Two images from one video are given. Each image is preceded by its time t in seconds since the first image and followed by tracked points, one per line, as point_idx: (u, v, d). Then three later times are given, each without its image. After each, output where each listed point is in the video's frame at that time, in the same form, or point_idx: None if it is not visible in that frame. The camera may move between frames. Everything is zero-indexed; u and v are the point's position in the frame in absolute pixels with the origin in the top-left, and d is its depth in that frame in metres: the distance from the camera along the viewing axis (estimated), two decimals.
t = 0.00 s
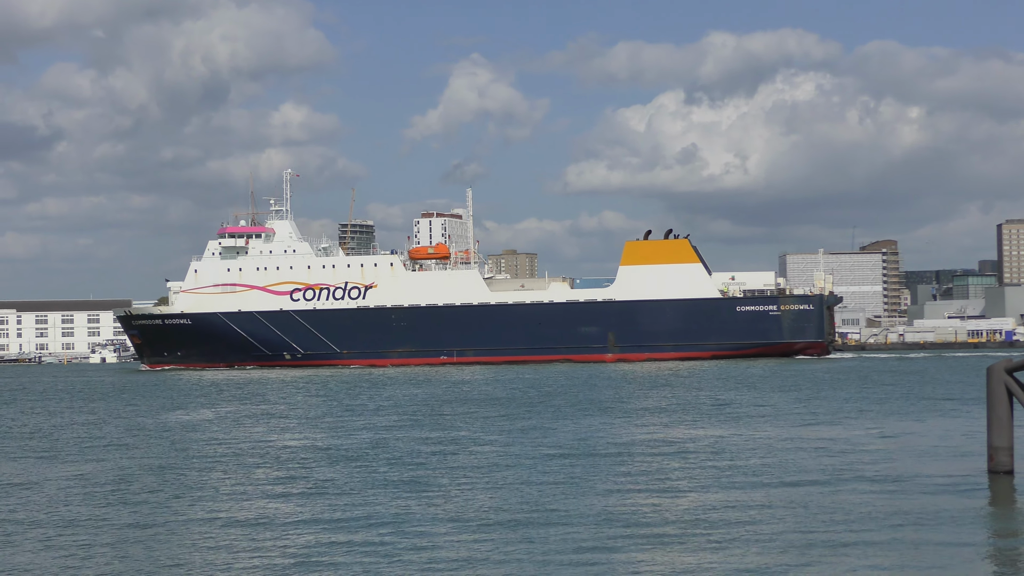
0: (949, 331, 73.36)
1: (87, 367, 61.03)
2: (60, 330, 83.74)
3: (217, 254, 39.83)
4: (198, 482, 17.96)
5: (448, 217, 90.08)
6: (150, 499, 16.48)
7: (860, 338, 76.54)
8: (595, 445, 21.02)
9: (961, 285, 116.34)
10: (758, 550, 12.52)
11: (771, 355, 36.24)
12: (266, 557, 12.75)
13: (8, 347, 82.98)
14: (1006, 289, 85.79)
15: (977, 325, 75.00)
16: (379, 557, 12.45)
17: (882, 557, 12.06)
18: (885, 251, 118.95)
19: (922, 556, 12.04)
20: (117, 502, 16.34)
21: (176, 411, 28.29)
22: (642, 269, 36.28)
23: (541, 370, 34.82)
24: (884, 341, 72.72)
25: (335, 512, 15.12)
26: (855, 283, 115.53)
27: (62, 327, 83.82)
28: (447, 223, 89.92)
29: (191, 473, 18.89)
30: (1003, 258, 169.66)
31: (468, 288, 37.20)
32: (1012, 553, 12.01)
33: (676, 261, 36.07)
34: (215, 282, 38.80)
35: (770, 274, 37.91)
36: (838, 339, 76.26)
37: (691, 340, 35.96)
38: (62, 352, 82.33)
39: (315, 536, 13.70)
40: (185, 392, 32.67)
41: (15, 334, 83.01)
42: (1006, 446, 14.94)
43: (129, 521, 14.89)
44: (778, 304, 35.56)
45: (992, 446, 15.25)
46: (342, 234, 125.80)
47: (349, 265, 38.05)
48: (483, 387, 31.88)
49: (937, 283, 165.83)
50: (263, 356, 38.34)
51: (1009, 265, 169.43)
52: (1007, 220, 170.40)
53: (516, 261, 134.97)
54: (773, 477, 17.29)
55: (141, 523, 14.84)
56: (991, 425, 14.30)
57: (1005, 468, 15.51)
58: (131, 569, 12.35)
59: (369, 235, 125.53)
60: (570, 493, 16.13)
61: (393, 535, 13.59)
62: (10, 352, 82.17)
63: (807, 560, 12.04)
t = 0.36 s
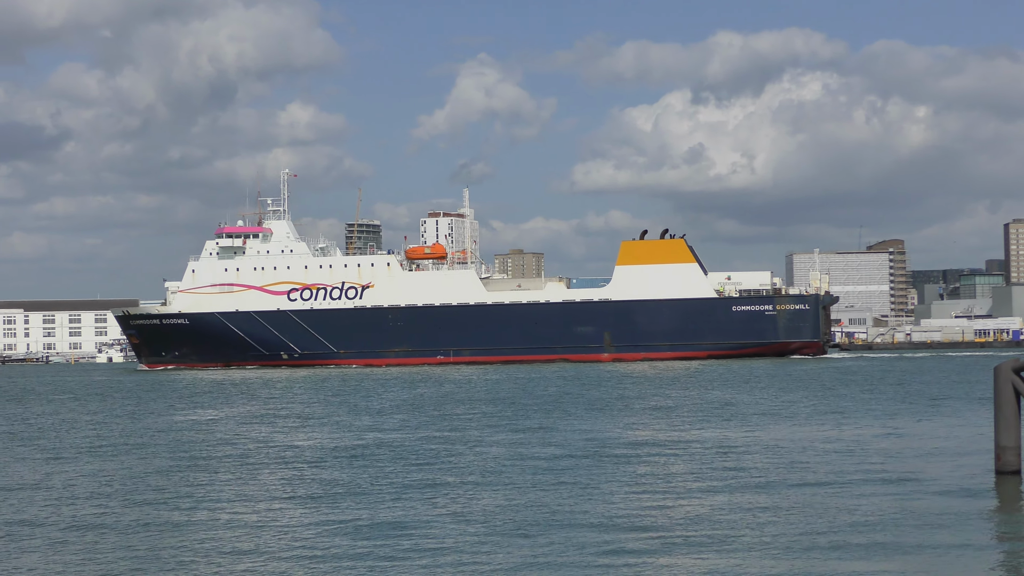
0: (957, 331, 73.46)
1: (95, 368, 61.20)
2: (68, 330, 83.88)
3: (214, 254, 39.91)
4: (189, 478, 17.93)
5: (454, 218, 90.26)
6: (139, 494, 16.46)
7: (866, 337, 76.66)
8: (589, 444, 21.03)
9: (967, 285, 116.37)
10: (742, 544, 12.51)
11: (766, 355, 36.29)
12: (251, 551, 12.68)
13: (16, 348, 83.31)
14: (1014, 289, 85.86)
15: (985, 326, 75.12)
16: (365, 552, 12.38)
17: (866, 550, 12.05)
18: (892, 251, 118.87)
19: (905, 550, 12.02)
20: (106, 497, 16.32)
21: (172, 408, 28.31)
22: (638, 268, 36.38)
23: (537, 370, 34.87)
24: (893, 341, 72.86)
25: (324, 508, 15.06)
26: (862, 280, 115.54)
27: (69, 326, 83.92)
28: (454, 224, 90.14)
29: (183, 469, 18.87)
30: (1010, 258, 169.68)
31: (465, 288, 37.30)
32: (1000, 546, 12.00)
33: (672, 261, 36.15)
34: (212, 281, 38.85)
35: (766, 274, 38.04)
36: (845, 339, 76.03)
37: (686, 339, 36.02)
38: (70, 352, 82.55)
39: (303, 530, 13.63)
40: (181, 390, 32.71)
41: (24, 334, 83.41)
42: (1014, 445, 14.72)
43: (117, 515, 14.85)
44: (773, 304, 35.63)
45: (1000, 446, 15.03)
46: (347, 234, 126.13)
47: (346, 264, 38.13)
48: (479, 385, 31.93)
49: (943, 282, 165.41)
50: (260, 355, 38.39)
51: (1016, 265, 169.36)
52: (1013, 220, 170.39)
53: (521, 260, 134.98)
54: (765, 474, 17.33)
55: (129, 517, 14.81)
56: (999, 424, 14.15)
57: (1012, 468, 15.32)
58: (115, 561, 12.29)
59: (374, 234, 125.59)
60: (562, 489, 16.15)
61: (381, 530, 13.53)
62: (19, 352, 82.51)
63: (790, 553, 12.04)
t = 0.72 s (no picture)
0: (968, 331, 73.50)
1: (107, 366, 61.55)
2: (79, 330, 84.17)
3: (216, 254, 40.05)
4: (189, 477, 18.00)
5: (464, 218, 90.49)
6: (139, 494, 16.54)
7: (877, 335, 76.74)
8: (591, 444, 21.09)
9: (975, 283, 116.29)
10: (737, 544, 12.60)
11: (766, 354, 36.39)
12: (248, 552, 12.72)
13: (29, 348, 83.84)
14: None
15: (996, 324, 75.14)
16: (362, 553, 12.41)
17: (859, 550, 12.17)
18: (904, 248, 119.02)
19: (896, 549, 12.16)
20: (106, 497, 16.41)
21: (175, 408, 28.41)
22: (638, 268, 36.48)
23: (538, 369, 34.97)
24: (903, 340, 72.88)
25: (323, 508, 15.10)
26: (873, 280, 116.18)
27: (81, 326, 84.10)
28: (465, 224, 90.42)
29: (184, 469, 18.95)
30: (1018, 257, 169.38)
31: (465, 287, 37.42)
32: (989, 546, 12.11)
33: (672, 260, 36.26)
34: (214, 281, 38.97)
35: (766, 273, 38.11)
36: (856, 339, 74.57)
37: (687, 338, 36.11)
38: (81, 351, 82.92)
39: (301, 532, 13.67)
40: (183, 390, 32.83)
41: (36, 334, 83.92)
42: None
43: (116, 515, 14.92)
44: (773, 303, 35.73)
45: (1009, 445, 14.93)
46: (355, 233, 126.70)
47: (347, 264, 38.25)
48: (479, 385, 32.04)
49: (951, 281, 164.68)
50: (262, 355, 38.52)
51: None
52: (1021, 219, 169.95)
53: (531, 258, 135.20)
54: (765, 473, 17.42)
55: (128, 517, 14.89)
56: (1011, 421, 14.04)
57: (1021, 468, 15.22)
58: (114, 561, 12.36)
59: (383, 234, 125.98)
60: (563, 488, 16.26)
61: (379, 530, 13.58)
62: (30, 352, 82.98)
63: (784, 553, 12.14)
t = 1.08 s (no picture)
0: (978, 329, 73.52)
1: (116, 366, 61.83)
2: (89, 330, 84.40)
3: (216, 254, 40.14)
4: (186, 478, 18.03)
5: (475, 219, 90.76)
6: (136, 494, 16.59)
7: (887, 334, 76.80)
8: (589, 443, 21.11)
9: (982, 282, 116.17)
10: (731, 544, 12.65)
11: (764, 354, 36.48)
12: (247, 552, 12.79)
13: (39, 347, 84.20)
14: None
15: (1006, 322, 75.15)
16: (357, 554, 12.46)
17: (854, 550, 12.22)
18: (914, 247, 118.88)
19: (887, 548, 12.27)
20: (103, 497, 16.46)
21: (176, 408, 28.48)
22: (637, 268, 36.56)
23: (537, 369, 35.05)
24: (913, 338, 72.86)
25: (322, 509, 15.18)
26: (881, 278, 116.76)
27: (90, 326, 84.26)
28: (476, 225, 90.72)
29: (183, 468, 19.00)
30: None
31: (464, 287, 37.50)
32: (983, 547, 12.17)
33: (670, 260, 36.35)
34: (213, 281, 39.06)
35: (764, 273, 38.16)
36: (867, 339, 73.81)
37: (685, 338, 36.19)
38: (90, 351, 83.19)
39: (299, 533, 13.70)
40: (184, 390, 32.92)
41: (45, 334, 84.26)
42: None
43: (112, 516, 14.96)
44: (771, 302, 35.83)
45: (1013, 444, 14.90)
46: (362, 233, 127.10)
47: (346, 264, 38.34)
48: (478, 384, 32.12)
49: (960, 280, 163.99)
50: (262, 355, 38.61)
51: None
52: None
53: (541, 258, 135.77)
54: (761, 472, 17.50)
55: (128, 516, 14.98)
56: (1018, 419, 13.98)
57: None
58: (115, 562, 12.42)
59: (391, 234, 126.55)
60: (561, 487, 16.34)
61: (377, 531, 13.60)
62: (40, 351, 83.30)
63: (778, 552, 12.18)
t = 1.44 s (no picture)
0: (1001, 327, 73.03)
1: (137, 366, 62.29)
2: (112, 329, 84.94)
3: (229, 253, 40.36)
4: (202, 478, 18.18)
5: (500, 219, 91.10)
6: (147, 494, 16.72)
7: (909, 333, 76.47)
8: (601, 442, 21.14)
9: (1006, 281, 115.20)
10: (739, 544, 12.66)
11: (776, 352, 36.43)
12: (264, 552, 12.91)
13: (62, 347, 84.93)
14: None
15: None
16: (365, 554, 12.54)
17: (870, 551, 12.19)
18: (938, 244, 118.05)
19: (894, 548, 12.29)
20: (115, 497, 16.60)
21: (191, 408, 28.68)
22: (648, 267, 36.57)
23: (549, 368, 35.14)
24: (936, 337, 72.48)
25: (337, 508, 15.30)
26: (903, 276, 116.29)
27: (114, 325, 84.90)
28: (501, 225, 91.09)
29: (196, 468, 19.13)
30: None
31: (476, 285, 37.59)
32: (991, 547, 12.17)
33: (682, 258, 36.33)
34: (227, 281, 39.26)
35: (776, 271, 38.10)
36: (890, 336, 71.56)
37: (696, 336, 36.19)
38: (114, 350, 83.73)
39: (307, 532, 13.80)
40: (198, 389, 33.13)
41: (69, 333, 84.98)
42: None
43: (130, 516, 15.12)
44: (783, 300, 35.78)
45: None
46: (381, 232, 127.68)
47: (359, 263, 38.50)
48: (491, 383, 32.21)
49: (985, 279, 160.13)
50: (276, 354, 38.83)
51: None
52: None
53: (564, 258, 136.47)
54: (773, 471, 17.52)
55: (146, 516, 15.13)
56: None
57: None
58: (135, 561, 12.55)
59: (412, 232, 127.44)
60: (570, 487, 16.42)
61: (386, 531, 13.69)
62: (64, 351, 83.99)
63: (784, 552, 12.20)
